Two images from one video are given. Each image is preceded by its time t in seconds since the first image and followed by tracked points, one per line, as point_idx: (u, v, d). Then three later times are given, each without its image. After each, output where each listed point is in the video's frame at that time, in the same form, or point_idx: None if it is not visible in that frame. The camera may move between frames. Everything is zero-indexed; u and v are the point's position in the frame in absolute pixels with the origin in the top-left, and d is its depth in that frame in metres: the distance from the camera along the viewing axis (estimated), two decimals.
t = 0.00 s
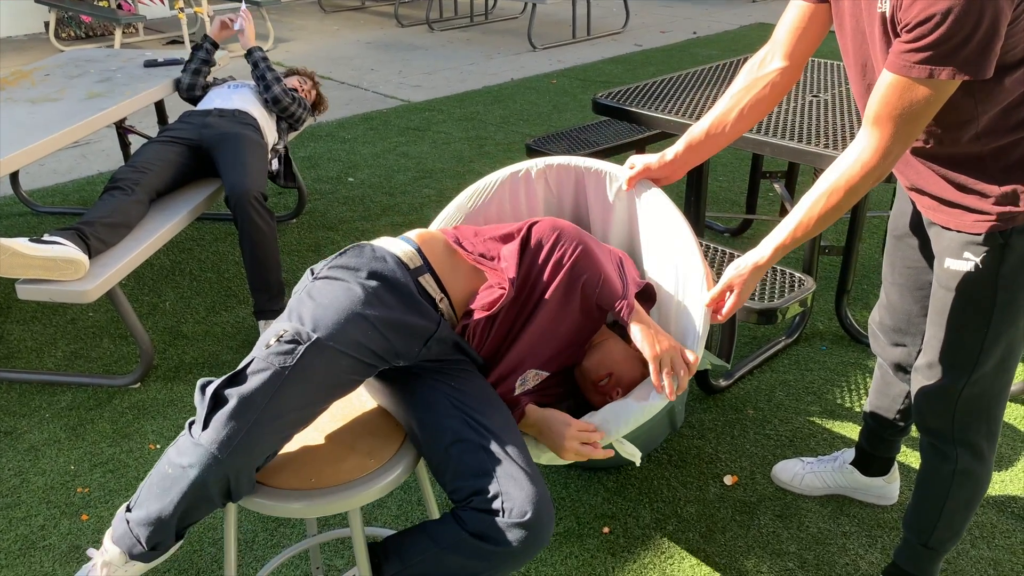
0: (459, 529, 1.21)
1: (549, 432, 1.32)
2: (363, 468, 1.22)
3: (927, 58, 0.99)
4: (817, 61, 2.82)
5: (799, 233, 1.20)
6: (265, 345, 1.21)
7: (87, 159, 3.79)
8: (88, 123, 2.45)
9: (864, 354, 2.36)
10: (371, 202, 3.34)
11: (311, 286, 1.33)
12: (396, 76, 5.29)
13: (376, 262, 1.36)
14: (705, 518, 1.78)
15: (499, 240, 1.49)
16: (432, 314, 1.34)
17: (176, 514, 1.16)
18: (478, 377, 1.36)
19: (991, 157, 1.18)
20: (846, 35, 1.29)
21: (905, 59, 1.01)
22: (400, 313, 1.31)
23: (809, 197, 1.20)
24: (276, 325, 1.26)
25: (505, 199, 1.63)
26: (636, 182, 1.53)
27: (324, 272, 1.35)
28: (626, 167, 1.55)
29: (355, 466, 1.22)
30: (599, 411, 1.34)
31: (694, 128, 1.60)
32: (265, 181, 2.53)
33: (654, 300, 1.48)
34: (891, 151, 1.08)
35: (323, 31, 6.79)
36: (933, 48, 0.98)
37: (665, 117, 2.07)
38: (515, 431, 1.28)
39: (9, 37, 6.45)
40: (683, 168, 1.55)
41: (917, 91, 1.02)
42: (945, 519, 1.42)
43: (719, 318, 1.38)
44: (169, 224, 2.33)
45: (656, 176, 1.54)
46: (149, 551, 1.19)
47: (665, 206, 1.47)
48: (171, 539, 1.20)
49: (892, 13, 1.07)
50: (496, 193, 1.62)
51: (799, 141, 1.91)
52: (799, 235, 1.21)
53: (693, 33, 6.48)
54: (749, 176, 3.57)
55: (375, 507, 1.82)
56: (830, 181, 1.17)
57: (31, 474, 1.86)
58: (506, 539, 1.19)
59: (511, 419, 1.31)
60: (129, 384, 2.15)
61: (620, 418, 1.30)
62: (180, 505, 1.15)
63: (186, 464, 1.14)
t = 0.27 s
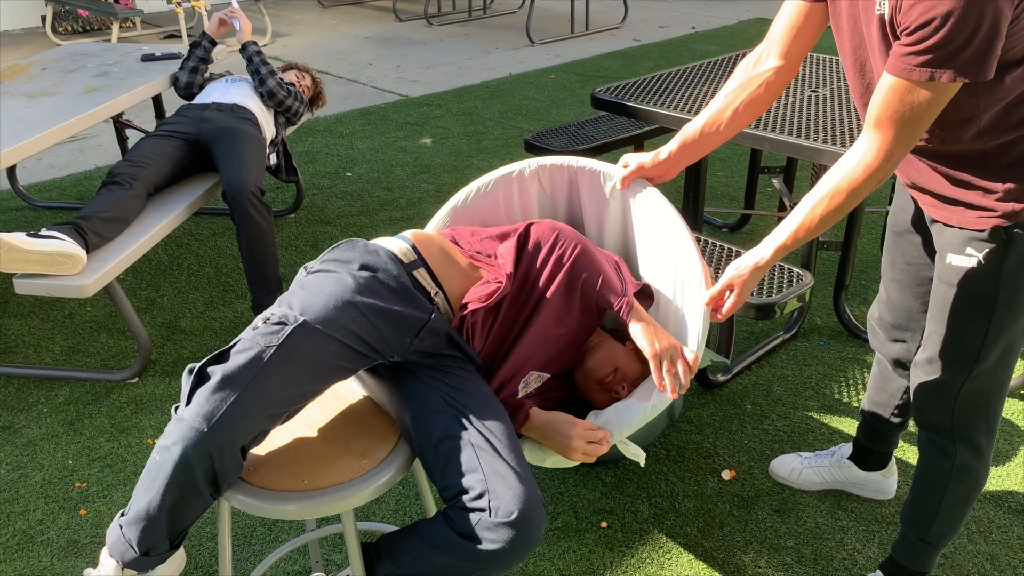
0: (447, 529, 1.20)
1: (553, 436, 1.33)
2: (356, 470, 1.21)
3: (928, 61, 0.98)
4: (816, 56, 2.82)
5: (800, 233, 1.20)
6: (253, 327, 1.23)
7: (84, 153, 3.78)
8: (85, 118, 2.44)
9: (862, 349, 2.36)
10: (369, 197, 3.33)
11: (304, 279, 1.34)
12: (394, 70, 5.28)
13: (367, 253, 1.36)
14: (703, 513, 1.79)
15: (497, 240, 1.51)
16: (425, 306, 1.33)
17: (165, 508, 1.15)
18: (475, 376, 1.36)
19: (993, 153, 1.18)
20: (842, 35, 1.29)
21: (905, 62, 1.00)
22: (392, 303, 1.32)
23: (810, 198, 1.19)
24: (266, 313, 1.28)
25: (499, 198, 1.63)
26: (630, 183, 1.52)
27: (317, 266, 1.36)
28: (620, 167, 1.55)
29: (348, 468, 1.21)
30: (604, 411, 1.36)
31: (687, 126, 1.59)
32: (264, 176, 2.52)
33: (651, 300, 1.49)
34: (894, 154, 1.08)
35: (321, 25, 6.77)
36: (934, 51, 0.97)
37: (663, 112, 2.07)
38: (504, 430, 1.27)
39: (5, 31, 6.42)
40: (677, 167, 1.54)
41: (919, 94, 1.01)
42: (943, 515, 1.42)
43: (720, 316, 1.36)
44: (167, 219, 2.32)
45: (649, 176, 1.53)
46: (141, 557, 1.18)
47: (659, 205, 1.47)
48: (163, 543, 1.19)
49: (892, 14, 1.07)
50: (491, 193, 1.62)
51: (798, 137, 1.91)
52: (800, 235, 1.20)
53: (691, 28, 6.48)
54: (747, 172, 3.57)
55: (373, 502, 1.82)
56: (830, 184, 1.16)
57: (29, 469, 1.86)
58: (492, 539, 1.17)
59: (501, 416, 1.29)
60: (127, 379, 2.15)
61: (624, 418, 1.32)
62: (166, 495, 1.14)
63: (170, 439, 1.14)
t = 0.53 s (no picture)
0: (440, 527, 1.20)
1: (562, 435, 1.34)
2: (353, 469, 1.21)
3: (929, 62, 0.97)
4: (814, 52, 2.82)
5: (800, 229, 1.20)
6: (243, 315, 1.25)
7: (81, 149, 3.77)
8: (83, 113, 2.44)
9: (860, 345, 2.37)
10: (367, 193, 3.33)
11: (301, 275, 1.36)
12: (392, 66, 5.27)
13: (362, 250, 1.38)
14: (701, 509, 1.79)
15: (496, 240, 1.53)
16: (420, 300, 1.34)
17: (161, 501, 1.15)
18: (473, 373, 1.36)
19: (993, 151, 1.18)
20: (840, 32, 1.28)
21: (906, 63, 1.00)
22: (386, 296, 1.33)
23: (810, 195, 1.19)
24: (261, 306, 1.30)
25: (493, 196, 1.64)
26: (621, 177, 1.53)
27: (313, 264, 1.38)
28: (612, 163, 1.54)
29: (344, 467, 1.21)
30: (610, 409, 1.37)
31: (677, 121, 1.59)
32: (263, 171, 2.52)
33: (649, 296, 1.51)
34: (896, 152, 1.08)
35: (319, 20, 6.75)
36: (936, 52, 0.96)
37: (662, 108, 2.07)
38: (497, 429, 1.26)
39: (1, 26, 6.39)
40: (669, 162, 1.54)
41: (919, 94, 1.01)
42: (940, 511, 1.43)
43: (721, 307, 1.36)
44: (165, 215, 2.32)
45: (642, 170, 1.53)
46: (144, 556, 1.19)
47: (655, 200, 1.47)
48: (165, 541, 1.19)
49: (892, 15, 1.06)
50: (484, 192, 1.62)
51: (796, 132, 1.91)
52: (800, 230, 1.20)
53: (690, 24, 6.47)
54: (745, 167, 3.57)
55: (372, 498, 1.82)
56: (831, 182, 1.16)
57: (27, 464, 1.86)
58: (483, 540, 1.17)
59: (494, 414, 1.28)
60: (125, 374, 2.15)
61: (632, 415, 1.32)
62: (160, 484, 1.14)
63: (157, 421, 1.15)
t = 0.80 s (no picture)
0: (435, 523, 1.21)
1: (572, 435, 1.33)
2: (353, 465, 1.21)
3: (928, 61, 0.97)
4: (812, 48, 2.81)
5: (800, 223, 1.20)
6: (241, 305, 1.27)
7: (79, 144, 3.76)
8: (80, 109, 2.43)
9: (857, 341, 2.37)
10: (365, 189, 3.33)
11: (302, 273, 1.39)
12: (390, 62, 5.26)
13: (361, 250, 1.40)
14: (699, 504, 1.79)
15: (493, 241, 1.55)
16: (416, 295, 1.35)
17: (158, 491, 1.15)
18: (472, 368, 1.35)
19: (989, 147, 1.18)
20: (839, 28, 1.28)
21: (904, 61, 0.99)
22: (382, 291, 1.34)
23: (809, 191, 1.19)
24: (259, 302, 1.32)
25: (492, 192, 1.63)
26: (619, 175, 1.53)
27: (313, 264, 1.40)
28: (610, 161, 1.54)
29: (344, 463, 1.21)
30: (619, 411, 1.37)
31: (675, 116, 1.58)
32: (262, 166, 2.51)
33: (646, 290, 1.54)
34: (894, 148, 1.08)
35: (317, 16, 6.74)
36: (934, 51, 0.96)
37: (660, 104, 2.07)
38: (494, 426, 1.25)
39: None
40: (667, 159, 1.53)
41: (918, 92, 1.01)
42: (935, 507, 1.43)
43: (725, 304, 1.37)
44: (163, 210, 2.31)
45: (641, 168, 1.53)
46: (145, 549, 1.19)
47: (654, 198, 1.47)
48: (164, 534, 1.19)
49: (892, 12, 1.05)
50: (482, 194, 1.63)
51: (794, 128, 1.91)
52: (800, 224, 1.20)
53: (689, 20, 6.46)
54: (743, 164, 3.57)
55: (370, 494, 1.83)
56: (829, 178, 1.16)
57: (25, 460, 1.86)
58: (476, 535, 1.17)
59: (492, 410, 1.28)
60: (123, 370, 2.15)
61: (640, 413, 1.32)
62: (155, 469, 1.15)
63: (151, 403, 1.15)
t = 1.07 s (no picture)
0: (426, 517, 1.19)
1: (579, 434, 1.36)
2: (351, 460, 1.18)
3: (922, 63, 0.96)
4: (811, 45, 2.81)
5: (801, 217, 1.19)
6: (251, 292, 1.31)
7: (76, 141, 3.75)
8: (77, 105, 2.42)
9: (855, 338, 2.38)
10: (363, 185, 3.32)
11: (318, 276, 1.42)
12: (388, 58, 5.25)
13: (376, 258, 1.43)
14: (697, 501, 1.80)
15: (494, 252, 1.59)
16: (422, 296, 1.36)
17: (154, 471, 1.17)
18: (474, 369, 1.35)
19: (988, 144, 1.17)
20: (834, 28, 1.27)
21: (898, 62, 0.98)
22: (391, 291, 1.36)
23: (805, 188, 1.20)
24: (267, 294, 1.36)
25: (483, 203, 1.64)
26: (611, 176, 1.56)
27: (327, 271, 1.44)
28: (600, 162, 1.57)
29: (343, 457, 1.18)
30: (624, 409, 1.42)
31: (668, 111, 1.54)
32: (261, 163, 2.51)
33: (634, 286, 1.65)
34: (891, 146, 1.07)
35: (314, 12, 6.72)
36: (928, 53, 0.95)
37: (658, 101, 2.06)
38: (491, 425, 1.24)
39: None
40: (659, 157, 1.54)
41: (912, 91, 1.00)
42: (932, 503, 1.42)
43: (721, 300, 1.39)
44: (161, 207, 2.31)
45: (632, 167, 1.55)
46: (142, 534, 1.21)
47: (649, 199, 1.51)
48: (159, 517, 1.21)
49: (887, 14, 1.04)
50: (480, 200, 1.64)
51: (793, 125, 1.91)
52: (798, 221, 1.20)
53: (687, 16, 6.46)
54: (741, 160, 3.57)
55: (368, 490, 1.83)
56: (829, 174, 1.16)
57: (23, 457, 1.86)
58: (465, 528, 1.14)
59: (490, 411, 1.27)
60: (121, 367, 2.14)
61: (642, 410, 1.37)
62: (149, 441, 1.17)
63: (149, 375, 1.18)
